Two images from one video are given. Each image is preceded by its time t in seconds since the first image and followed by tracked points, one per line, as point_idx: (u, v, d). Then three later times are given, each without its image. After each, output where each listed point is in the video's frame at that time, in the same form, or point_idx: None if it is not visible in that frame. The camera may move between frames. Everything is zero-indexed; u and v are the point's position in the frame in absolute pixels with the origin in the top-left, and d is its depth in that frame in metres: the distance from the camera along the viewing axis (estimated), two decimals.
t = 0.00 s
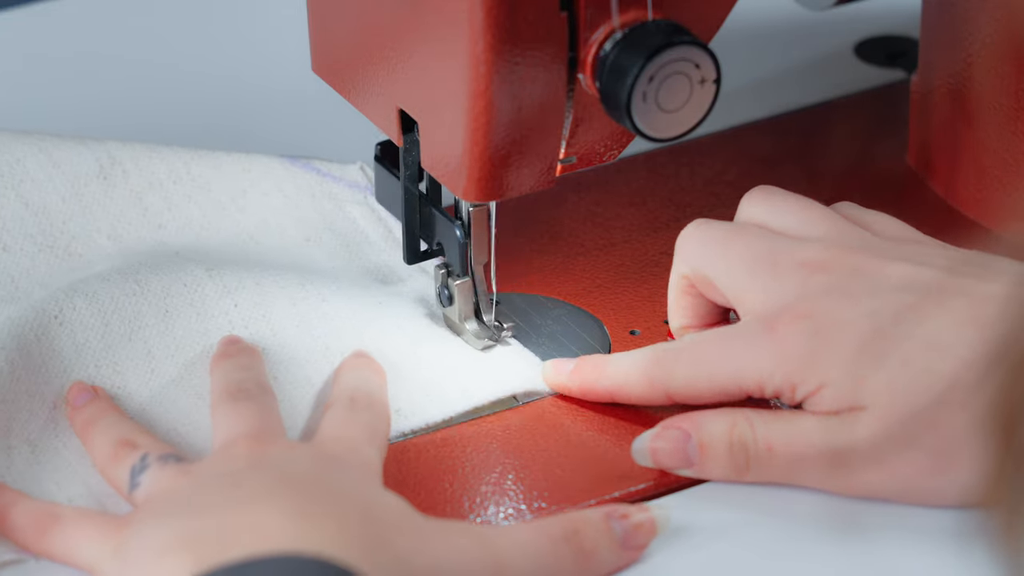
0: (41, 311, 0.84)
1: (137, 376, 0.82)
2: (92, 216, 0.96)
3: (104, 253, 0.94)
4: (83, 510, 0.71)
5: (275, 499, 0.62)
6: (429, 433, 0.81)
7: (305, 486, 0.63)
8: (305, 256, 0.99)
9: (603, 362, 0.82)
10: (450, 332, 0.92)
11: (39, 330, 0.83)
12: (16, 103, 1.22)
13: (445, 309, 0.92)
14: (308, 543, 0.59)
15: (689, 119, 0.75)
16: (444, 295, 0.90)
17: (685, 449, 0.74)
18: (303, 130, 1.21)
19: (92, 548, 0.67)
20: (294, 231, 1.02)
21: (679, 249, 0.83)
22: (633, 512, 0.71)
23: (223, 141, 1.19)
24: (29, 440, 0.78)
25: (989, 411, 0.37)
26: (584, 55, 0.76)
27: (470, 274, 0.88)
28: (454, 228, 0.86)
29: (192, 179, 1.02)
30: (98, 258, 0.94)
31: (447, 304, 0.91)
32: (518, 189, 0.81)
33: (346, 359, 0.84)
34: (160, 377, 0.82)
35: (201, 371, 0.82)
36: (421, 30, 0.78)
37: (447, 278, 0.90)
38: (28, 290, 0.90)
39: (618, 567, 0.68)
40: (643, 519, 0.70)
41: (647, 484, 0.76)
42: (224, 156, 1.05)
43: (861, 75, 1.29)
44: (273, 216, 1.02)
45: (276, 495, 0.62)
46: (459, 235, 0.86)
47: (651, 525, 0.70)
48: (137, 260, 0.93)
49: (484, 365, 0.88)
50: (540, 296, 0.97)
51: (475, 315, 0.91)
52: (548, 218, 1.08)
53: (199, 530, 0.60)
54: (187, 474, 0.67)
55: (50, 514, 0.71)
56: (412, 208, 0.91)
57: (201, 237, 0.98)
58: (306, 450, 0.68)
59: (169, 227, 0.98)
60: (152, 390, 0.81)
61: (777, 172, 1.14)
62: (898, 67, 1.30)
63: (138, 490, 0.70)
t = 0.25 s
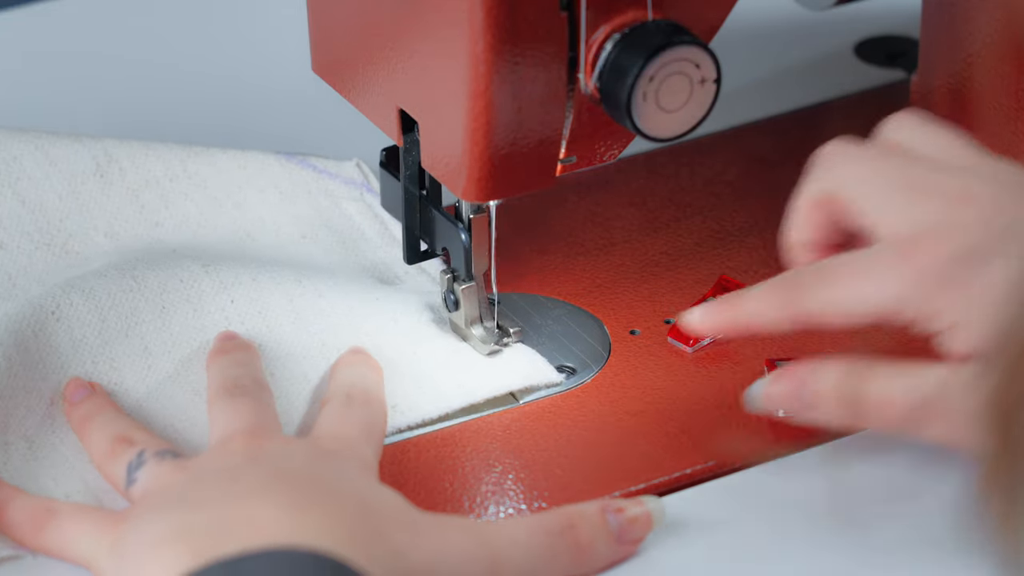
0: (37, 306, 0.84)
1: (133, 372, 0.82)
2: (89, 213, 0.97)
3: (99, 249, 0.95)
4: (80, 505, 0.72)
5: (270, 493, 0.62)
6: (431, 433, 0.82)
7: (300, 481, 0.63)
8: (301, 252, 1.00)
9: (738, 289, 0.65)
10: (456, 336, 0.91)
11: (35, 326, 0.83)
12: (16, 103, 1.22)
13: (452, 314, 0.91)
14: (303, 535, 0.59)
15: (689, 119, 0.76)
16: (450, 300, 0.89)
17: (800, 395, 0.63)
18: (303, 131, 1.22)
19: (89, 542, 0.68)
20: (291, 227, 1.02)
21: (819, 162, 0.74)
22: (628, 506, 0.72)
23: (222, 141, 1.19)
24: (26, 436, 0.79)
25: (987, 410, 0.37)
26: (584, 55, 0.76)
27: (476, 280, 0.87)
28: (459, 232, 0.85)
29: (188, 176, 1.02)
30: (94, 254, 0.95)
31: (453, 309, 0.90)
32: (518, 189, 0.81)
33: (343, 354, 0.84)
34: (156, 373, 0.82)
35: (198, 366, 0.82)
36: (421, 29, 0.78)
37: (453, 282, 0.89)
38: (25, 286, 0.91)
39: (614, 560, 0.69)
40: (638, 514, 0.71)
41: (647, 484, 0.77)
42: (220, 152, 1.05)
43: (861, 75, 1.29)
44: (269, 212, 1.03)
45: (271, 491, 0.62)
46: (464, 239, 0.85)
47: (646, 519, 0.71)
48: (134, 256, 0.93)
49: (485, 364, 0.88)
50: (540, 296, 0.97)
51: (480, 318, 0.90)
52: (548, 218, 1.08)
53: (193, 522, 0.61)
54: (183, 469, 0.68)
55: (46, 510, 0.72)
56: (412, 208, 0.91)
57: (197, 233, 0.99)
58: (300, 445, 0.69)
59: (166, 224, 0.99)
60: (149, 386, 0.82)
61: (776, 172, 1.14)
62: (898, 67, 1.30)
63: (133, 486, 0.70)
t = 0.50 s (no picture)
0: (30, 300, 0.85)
1: (127, 363, 0.83)
2: (81, 206, 0.99)
3: (91, 243, 0.96)
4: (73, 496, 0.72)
5: (263, 480, 0.63)
6: (430, 433, 0.82)
7: (292, 468, 0.65)
8: (292, 244, 1.01)
9: None
10: (454, 329, 0.91)
11: (29, 319, 0.84)
12: (16, 103, 1.22)
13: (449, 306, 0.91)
14: (293, 523, 0.60)
15: (689, 118, 0.75)
16: (448, 292, 0.90)
17: None
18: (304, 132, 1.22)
19: (81, 532, 0.69)
20: (283, 220, 1.03)
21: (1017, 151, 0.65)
22: (618, 494, 0.73)
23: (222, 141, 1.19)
24: (20, 428, 0.80)
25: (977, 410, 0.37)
26: (584, 55, 0.76)
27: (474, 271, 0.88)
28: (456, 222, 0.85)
29: (180, 169, 1.03)
30: (86, 248, 0.96)
31: (450, 299, 0.90)
32: (519, 190, 0.81)
33: (334, 347, 0.85)
34: (149, 363, 0.83)
35: (191, 358, 0.83)
36: (421, 29, 0.78)
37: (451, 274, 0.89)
38: (17, 279, 0.93)
39: (603, 548, 0.71)
40: (630, 501, 0.73)
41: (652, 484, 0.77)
42: (212, 145, 1.06)
43: (861, 75, 1.29)
44: (261, 205, 1.04)
45: (265, 475, 0.64)
46: (462, 231, 0.85)
47: (637, 506, 0.73)
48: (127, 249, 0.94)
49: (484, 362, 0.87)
50: (540, 296, 0.97)
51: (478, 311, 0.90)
52: (548, 218, 1.08)
53: (186, 509, 0.62)
54: (176, 459, 0.68)
55: (40, 500, 0.73)
56: (412, 206, 0.91)
57: (189, 227, 1.00)
58: (294, 434, 0.70)
59: (157, 217, 1.00)
60: (141, 377, 0.82)
61: (776, 172, 1.14)
62: (898, 67, 1.30)
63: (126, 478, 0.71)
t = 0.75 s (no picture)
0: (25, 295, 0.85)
1: (121, 357, 0.83)
2: (74, 199, 0.99)
3: (85, 236, 0.97)
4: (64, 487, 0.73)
5: (252, 473, 0.63)
6: (430, 432, 0.82)
7: (288, 463, 0.65)
8: (286, 237, 1.00)
9: None
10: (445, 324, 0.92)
11: (23, 313, 0.84)
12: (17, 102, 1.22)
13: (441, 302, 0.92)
14: (282, 516, 0.61)
15: (689, 119, 0.75)
16: (441, 289, 0.90)
17: None
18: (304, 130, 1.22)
19: (72, 523, 0.69)
20: (278, 213, 1.03)
21: None
22: (610, 487, 0.73)
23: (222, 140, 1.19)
24: (15, 421, 0.81)
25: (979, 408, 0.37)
26: (585, 55, 0.76)
27: (466, 269, 0.88)
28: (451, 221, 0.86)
29: (173, 162, 1.03)
30: (80, 242, 0.96)
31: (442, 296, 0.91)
32: (519, 190, 0.80)
33: (330, 341, 0.85)
34: (143, 356, 0.83)
35: (186, 353, 0.83)
36: (421, 29, 0.78)
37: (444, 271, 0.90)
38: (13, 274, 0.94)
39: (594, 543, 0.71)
40: (621, 495, 0.73)
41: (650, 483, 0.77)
42: (206, 138, 1.06)
43: (861, 75, 1.29)
44: (255, 198, 1.03)
45: (252, 468, 0.64)
46: (455, 227, 0.86)
47: (629, 500, 0.73)
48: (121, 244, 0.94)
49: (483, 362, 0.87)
50: (540, 296, 0.97)
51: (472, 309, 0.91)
52: (548, 218, 1.08)
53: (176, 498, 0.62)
54: (171, 452, 0.68)
55: (34, 493, 0.73)
56: (412, 206, 0.90)
57: (182, 220, 1.00)
58: (286, 428, 0.70)
59: (151, 210, 1.00)
60: (135, 370, 0.83)
61: (776, 172, 1.14)
62: (898, 67, 1.31)
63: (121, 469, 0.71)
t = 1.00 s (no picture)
0: (21, 286, 0.85)
1: (115, 349, 0.83)
2: (70, 193, 0.99)
3: (81, 229, 0.97)
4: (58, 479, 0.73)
5: (239, 458, 0.63)
6: (430, 432, 0.82)
7: (277, 451, 0.65)
8: (280, 230, 1.00)
9: None
10: (446, 328, 0.91)
11: (19, 305, 0.84)
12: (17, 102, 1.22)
13: (442, 305, 0.92)
14: (266, 498, 0.60)
15: (689, 119, 0.75)
16: (442, 292, 0.90)
17: None
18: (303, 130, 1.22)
19: (66, 514, 0.69)
20: (273, 205, 1.03)
21: None
22: (599, 482, 0.74)
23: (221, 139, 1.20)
24: (10, 412, 0.81)
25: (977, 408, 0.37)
26: (584, 55, 0.76)
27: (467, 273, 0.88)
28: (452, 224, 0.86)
29: (168, 154, 1.03)
30: (76, 235, 0.97)
31: (444, 300, 0.91)
32: (519, 190, 0.80)
33: (324, 334, 0.85)
34: (137, 349, 0.84)
35: (180, 346, 0.84)
36: (421, 28, 0.78)
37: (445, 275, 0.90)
38: (9, 266, 0.94)
39: (584, 536, 0.72)
40: (610, 489, 0.73)
41: (647, 484, 0.77)
42: (201, 130, 1.06)
43: (860, 75, 1.29)
44: (251, 191, 1.03)
45: (241, 454, 0.64)
46: (456, 231, 0.86)
47: (617, 495, 0.73)
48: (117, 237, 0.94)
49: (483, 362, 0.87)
50: (540, 296, 0.97)
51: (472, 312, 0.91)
52: (548, 218, 1.08)
53: (167, 484, 0.62)
54: (160, 443, 0.68)
55: (27, 484, 0.73)
56: (412, 207, 0.91)
57: (178, 213, 1.00)
58: (277, 417, 0.70)
59: (147, 203, 1.00)
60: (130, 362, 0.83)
61: (776, 172, 1.14)
62: (898, 66, 1.31)
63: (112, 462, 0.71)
